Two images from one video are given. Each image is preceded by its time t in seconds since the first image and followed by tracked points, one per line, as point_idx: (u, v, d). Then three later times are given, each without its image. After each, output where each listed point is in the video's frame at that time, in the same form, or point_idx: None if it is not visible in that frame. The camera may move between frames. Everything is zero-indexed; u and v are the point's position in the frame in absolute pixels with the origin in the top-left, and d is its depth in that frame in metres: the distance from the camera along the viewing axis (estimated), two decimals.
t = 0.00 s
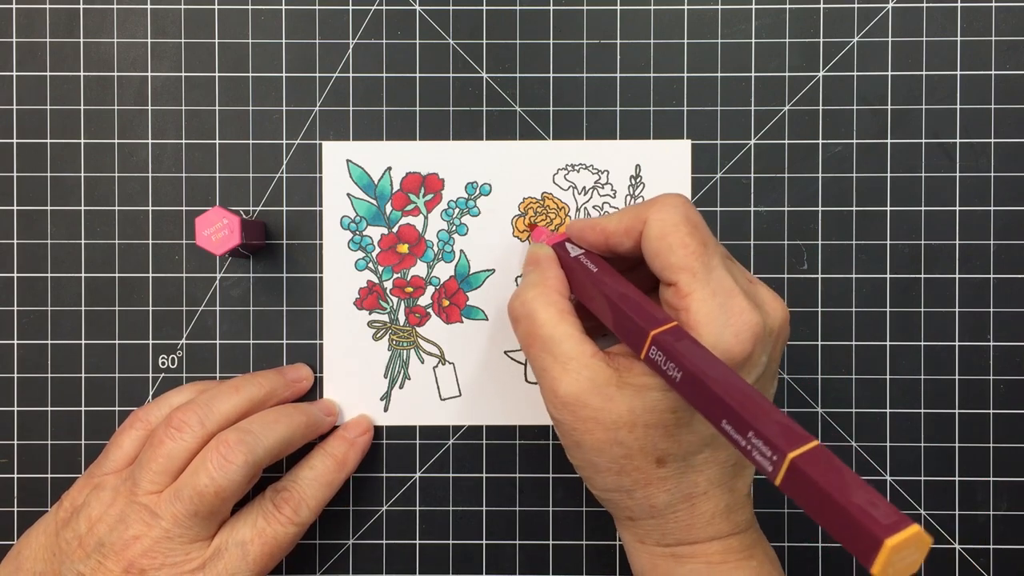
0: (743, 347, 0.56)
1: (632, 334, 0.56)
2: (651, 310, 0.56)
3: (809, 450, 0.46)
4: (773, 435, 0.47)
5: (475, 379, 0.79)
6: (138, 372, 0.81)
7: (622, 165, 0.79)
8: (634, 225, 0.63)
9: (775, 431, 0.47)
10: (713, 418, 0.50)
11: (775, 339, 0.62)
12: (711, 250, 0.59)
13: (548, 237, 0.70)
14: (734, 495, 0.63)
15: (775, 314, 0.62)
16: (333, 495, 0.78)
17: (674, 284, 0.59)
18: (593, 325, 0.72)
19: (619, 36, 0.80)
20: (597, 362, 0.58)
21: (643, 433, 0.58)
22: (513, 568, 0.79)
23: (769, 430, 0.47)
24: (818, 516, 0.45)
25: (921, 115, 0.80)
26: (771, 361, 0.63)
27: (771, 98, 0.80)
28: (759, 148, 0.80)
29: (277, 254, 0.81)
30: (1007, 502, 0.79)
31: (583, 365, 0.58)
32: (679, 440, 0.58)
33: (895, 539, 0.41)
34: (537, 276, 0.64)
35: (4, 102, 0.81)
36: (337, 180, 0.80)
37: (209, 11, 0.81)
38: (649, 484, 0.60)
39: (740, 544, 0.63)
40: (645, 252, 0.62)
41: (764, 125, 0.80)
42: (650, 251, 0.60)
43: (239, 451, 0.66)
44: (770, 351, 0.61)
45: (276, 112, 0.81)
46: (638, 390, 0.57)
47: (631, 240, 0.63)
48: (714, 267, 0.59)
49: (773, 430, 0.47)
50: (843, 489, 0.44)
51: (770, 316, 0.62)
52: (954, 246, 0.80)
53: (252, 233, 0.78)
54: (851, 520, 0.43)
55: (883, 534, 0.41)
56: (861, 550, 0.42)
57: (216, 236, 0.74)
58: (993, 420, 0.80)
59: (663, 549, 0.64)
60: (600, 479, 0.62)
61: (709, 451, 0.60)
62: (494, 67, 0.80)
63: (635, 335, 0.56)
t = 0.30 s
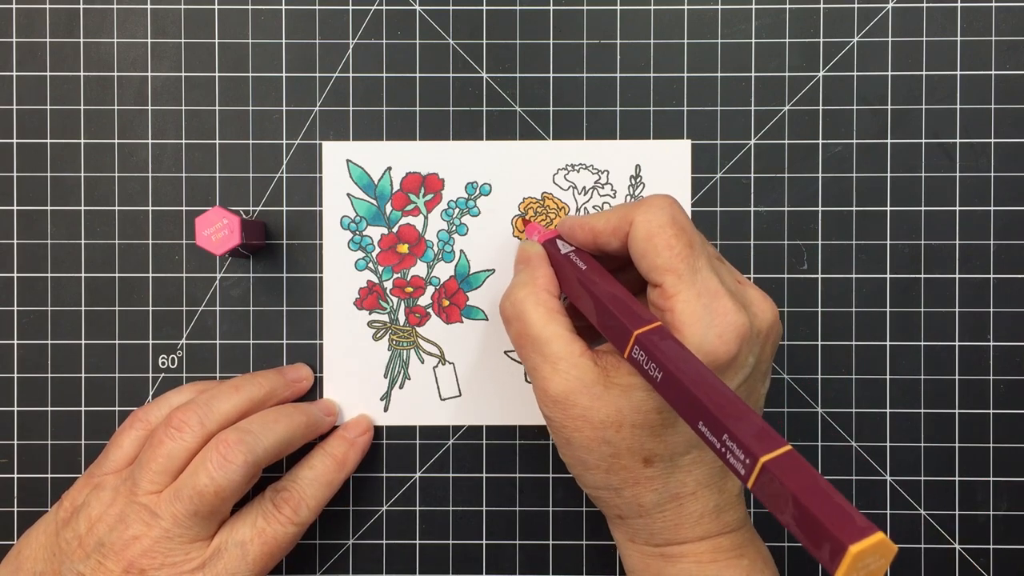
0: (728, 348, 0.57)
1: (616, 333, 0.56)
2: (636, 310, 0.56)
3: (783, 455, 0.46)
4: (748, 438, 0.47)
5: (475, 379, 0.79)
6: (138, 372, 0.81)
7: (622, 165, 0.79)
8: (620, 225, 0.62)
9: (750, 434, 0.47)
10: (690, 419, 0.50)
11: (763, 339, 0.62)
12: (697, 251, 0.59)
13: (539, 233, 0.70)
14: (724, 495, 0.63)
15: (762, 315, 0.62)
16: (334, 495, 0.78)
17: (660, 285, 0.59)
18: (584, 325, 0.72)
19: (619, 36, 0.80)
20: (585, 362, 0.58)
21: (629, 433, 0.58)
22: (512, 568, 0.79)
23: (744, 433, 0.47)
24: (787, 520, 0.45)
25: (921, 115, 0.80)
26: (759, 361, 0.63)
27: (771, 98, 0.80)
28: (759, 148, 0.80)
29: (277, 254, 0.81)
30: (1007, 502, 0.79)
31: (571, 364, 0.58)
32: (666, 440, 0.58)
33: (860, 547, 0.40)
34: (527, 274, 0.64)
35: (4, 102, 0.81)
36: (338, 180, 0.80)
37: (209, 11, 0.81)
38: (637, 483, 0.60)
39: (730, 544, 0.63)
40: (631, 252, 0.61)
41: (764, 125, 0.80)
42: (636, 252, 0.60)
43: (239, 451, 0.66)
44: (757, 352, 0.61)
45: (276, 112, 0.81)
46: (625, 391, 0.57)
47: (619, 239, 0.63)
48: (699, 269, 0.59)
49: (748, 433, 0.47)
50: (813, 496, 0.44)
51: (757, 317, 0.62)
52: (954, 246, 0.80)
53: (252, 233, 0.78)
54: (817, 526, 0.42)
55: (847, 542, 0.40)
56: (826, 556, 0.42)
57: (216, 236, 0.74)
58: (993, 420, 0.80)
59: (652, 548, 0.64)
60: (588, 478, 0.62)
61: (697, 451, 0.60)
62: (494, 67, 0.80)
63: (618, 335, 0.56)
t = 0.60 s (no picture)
0: (737, 353, 0.57)
1: (625, 341, 0.56)
2: (644, 316, 0.56)
3: (797, 458, 0.46)
4: (761, 442, 0.47)
5: (475, 379, 0.79)
6: (138, 371, 0.81)
7: (622, 165, 0.79)
8: (626, 232, 0.62)
9: (764, 438, 0.47)
10: (702, 425, 0.50)
11: (770, 343, 0.62)
12: (704, 256, 0.59)
13: (544, 243, 0.70)
14: (729, 499, 0.63)
15: (769, 319, 0.62)
16: (333, 495, 0.78)
17: (667, 291, 0.59)
18: (589, 331, 0.72)
19: (619, 36, 0.80)
20: (590, 368, 0.58)
21: (636, 439, 0.58)
22: (513, 568, 0.79)
23: (757, 438, 0.47)
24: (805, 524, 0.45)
25: (921, 115, 0.80)
26: (767, 365, 0.63)
27: (771, 98, 0.80)
28: (759, 148, 0.80)
29: (277, 254, 0.81)
30: (1007, 502, 0.79)
31: (577, 371, 0.58)
32: (673, 444, 0.58)
33: (880, 547, 0.40)
34: (532, 281, 0.64)
35: (4, 102, 0.81)
36: (338, 180, 0.80)
37: (209, 11, 0.81)
38: (643, 489, 0.60)
39: (735, 548, 0.63)
40: (638, 259, 0.61)
41: (764, 125, 0.80)
42: (643, 258, 0.60)
43: (239, 451, 0.66)
44: (765, 355, 0.61)
45: (276, 112, 0.81)
46: (632, 396, 0.57)
47: (625, 246, 0.63)
48: (706, 274, 0.58)
49: (762, 437, 0.47)
50: (830, 497, 0.43)
51: (764, 321, 0.62)
52: (954, 246, 0.80)
53: (252, 233, 0.78)
54: (836, 528, 0.42)
55: (867, 542, 0.40)
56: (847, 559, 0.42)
57: (216, 236, 0.74)
58: (993, 420, 0.80)
59: (657, 553, 0.64)
60: (595, 484, 0.62)
61: (703, 455, 0.60)
62: (494, 67, 0.80)
63: (627, 341, 0.56)
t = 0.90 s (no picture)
0: (739, 355, 0.57)
1: (625, 341, 0.56)
2: (645, 316, 0.56)
3: (795, 458, 0.46)
4: (761, 443, 0.46)
5: (475, 380, 0.79)
6: (138, 372, 0.81)
7: (622, 165, 0.79)
8: (628, 232, 0.62)
9: (762, 438, 0.47)
10: (702, 425, 0.50)
11: (772, 345, 0.62)
12: (705, 257, 0.59)
13: (548, 243, 0.70)
14: (730, 500, 0.63)
15: (772, 320, 0.62)
16: (333, 495, 0.78)
17: (669, 292, 0.59)
18: (591, 332, 0.72)
19: (619, 36, 0.80)
20: (592, 368, 0.58)
21: (638, 439, 0.58)
22: (513, 568, 0.79)
23: (757, 438, 0.47)
24: (804, 524, 0.45)
25: (921, 115, 0.80)
26: (768, 366, 0.63)
27: (771, 98, 0.80)
28: (759, 148, 0.80)
29: (276, 254, 0.81)
30: (1007, 502, 0.79)
31: (578, 371, 0.58)
32: (674, 445, 0.58)
33: (877, 548, 0.40)
34: (535, 281, 0.64)
35: (4, 102, 0.81)
36: (338, 180, 0.80)
37: (209, 11, 0.81)
38: (645, 489, 0.60)
39: (737, 549, 0.63)
40: (640, 260, 0.61)
41: (764, 125, 0.80)
42: (645, 259, 0.60)
43: (239, 451, 0.66)
44: (767, 357, 0.61)
45: (276, 112, 0.81)
46: (632, 397, 0.57)
47: (627, 246, 0.63)
48: (708, 274, 0.58)
49: (762, 438, 0.47)
50: (827, 498, 0.43)
51: (766, 322, 0.62)
52: (954, 246, 0.80)
53: (252, 233, 0.78)
54: (834, 529, 0.42)
55: (864, 543, 0.40)
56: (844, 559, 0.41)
57: (216, 236, 0.74)
58: (993, 420, 0.80)
59: (659, 554, 0.64)
60: (596, 484, 0.62)
61: (704, 457, 0.60)
62: (494, 67, 0.80)
63: (628, 341, 0.56)
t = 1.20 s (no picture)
0: (730, 356, 0.57)
1: (618, 343, 0.56)
2: (637, 318, 0.56)
3: (788, 464, 0.46)
4: (754, 447, 0.47)
5: (475, 380, 0.79)
6: (138, 372, 0.81)
7: (622, 165, 0.79)
8: (619, 234, 0.62)
9: (756, 443, 0.47)
10: (695, 429, 0.50)
11: (764, 345, 0.62)
12: (697, 258, 0.59)
13: (537, 240, 0.70)
14: (725, 501, 0.63)
15: (764, 322, 0.62)
16: (334, 495, 0.78)
17: (660, 293, 0.59)
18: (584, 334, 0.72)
19: (619, 36, 0.80)
20: (585, 371, 0.58)
21: (632, 442, 0.58)
22: (513, 569, 0.79)
23: (750, 443, 0.47)
24: (798, 530, 0.45)
25: (921, 115, 0.80)
26: (760, 367, 0.63)
27: (771, 98, 0.80)
28: (759, 148, 0.80)
29: (276, 254, 0.81)
30: (1007, 502, 0.79)
31: (571, 374, 0.58)
32: (669, 447, 0.58)
33: (872, 555, 0.40)
34: (527, 283, 0.64)
35: (4, 102, 0.81)
36: (338, 180, 0.80)
37: (209, 10, 0.81)
38: (639, 492, 0.60)
39: (732, 550, 0.63)
40: (631, 262, 0.61)
41: (764, 125, 0.80)
42: (635, 260, 0.60)
43: (239, 451, 0.66)
44: (759, 358, 0.61)
45: (276, 112, 0.81)
46: (626, 399, 0.57)
47: (617, 248, 0.63)
48: (699, 276, 0.58)
49: (754, 442, 0.47)
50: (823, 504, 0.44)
51: (758, 323, 0.62)
52: (954, 246, 0.80)
53: (252, 233, 0.78)
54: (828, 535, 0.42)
55: (859, 550, 0.40)
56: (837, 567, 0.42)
57: (216, 236, 0.74)
58: (993, 420, 0.80)
59: (655, 556, 0.64)
60: (591, 486, 0.62)
61: (698, 459, 0.60)
62: (494, 67, 0.80)
63: (620, 344, 0.56)
